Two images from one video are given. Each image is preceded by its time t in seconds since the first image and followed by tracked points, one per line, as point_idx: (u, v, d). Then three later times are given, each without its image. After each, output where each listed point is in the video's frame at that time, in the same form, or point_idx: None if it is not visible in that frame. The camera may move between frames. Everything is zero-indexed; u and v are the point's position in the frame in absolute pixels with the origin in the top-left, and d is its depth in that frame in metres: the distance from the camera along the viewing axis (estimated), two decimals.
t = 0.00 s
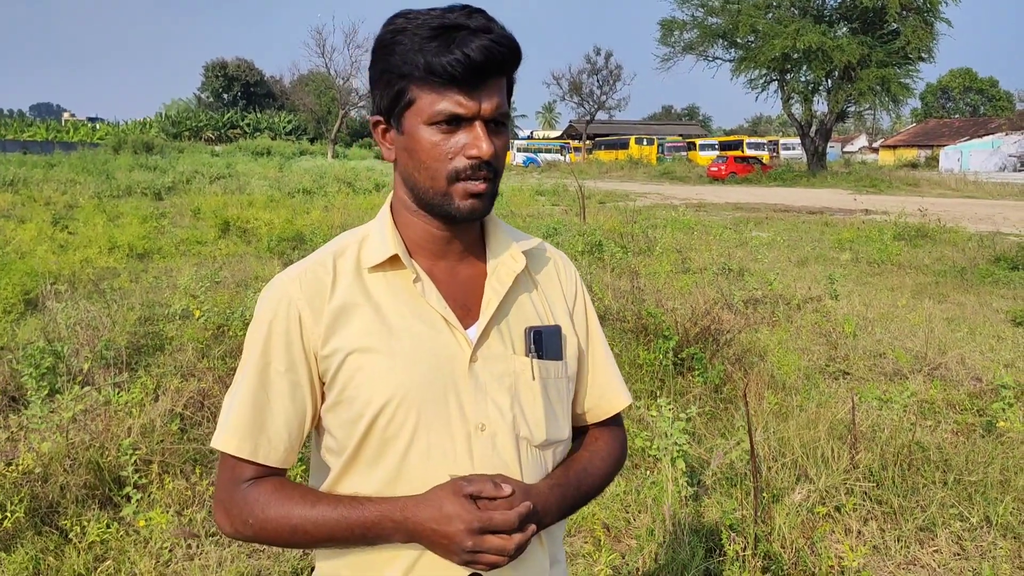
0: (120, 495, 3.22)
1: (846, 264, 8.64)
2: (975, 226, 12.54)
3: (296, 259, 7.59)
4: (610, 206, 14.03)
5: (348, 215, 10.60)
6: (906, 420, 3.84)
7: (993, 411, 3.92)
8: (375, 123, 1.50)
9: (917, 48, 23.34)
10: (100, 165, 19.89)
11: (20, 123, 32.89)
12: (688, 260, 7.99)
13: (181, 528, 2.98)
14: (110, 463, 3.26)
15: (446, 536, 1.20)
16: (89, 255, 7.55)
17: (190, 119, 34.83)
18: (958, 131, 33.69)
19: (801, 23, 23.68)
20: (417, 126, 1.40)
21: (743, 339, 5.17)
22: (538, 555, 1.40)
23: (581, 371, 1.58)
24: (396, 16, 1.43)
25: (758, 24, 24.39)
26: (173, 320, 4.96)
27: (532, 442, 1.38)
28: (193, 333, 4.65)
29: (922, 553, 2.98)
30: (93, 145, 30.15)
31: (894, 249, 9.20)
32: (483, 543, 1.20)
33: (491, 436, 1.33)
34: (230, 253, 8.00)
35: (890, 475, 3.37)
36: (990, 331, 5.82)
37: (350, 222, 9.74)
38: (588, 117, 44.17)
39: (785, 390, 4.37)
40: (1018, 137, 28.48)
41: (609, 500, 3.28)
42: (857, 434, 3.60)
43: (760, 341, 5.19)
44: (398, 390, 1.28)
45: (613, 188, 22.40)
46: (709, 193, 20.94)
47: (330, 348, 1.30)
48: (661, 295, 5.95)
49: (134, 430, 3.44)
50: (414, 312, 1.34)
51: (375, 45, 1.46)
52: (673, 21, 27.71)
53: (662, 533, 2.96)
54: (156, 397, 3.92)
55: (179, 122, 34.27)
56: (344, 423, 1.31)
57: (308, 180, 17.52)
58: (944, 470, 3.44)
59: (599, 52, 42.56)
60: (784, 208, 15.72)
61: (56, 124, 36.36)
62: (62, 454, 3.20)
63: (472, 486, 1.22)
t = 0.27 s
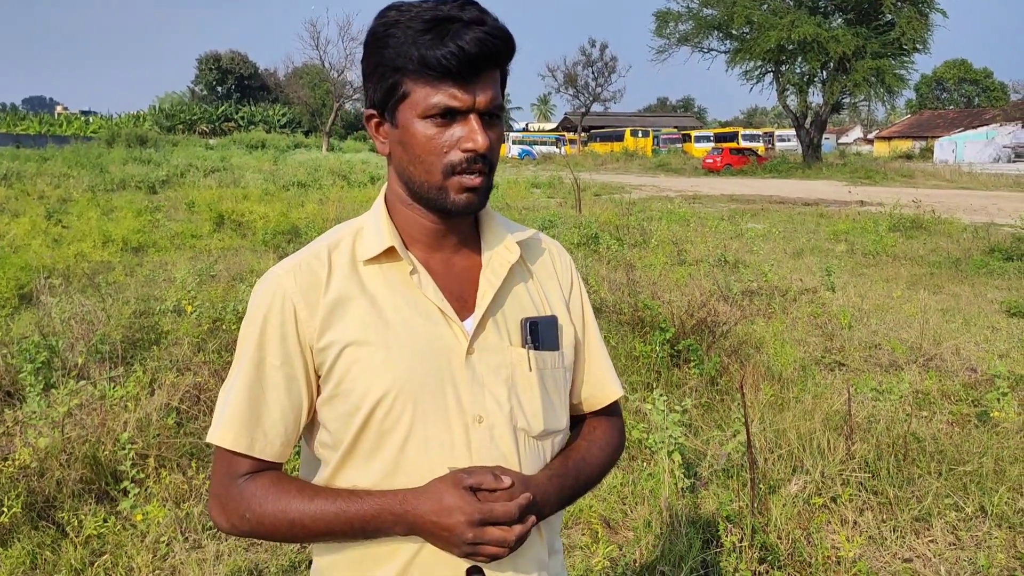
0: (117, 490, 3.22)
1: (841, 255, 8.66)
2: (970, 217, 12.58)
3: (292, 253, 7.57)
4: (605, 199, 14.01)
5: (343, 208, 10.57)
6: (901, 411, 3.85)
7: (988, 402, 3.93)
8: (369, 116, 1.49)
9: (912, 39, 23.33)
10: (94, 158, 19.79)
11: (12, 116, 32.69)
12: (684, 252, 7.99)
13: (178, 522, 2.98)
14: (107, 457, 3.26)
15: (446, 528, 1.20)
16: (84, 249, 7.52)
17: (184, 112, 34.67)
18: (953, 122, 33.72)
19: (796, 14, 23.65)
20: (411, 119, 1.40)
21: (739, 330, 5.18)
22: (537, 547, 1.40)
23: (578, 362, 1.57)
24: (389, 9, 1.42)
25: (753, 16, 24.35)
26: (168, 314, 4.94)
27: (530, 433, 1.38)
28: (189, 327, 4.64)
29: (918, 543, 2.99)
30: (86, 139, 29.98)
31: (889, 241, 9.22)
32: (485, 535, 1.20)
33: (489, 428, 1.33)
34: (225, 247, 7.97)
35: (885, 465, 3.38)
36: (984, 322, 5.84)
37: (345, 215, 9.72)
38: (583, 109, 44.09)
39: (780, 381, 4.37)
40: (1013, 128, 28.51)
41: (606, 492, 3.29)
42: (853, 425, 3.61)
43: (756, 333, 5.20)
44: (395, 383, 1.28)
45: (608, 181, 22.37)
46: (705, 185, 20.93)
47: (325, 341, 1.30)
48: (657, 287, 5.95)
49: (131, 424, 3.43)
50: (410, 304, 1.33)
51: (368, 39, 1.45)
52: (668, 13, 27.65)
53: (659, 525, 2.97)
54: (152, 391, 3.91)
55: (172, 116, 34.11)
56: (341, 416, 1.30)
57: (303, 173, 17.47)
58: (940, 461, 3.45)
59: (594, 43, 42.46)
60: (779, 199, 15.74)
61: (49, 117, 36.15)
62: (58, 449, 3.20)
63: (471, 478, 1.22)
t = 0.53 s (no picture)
0: (115, 487, 3.22)
1: (838, 250, 8.66)
2: (967, 212, 12.58)
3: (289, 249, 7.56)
4: (602, 194, 14.00)
5: (340, 204, 10.56)
6: (898, 406, 3.85)
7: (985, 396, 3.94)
8: (360, 114, 1.48)
9: (908, 34, 23.31)
10: (90, 155, 19.74)
11: (8, 113, 32.60)
12: (682, 247, 8.00)
13: (175, 519, 2.98)
14: (104, 454, 3.25)
15: (441, 524, 1.20)
16: (81, 247, 7.50)
17: (180, 109, 34.59)
18: (950, 117, 33.71)
19: (793, 9, 23.63)
20: (403, 116, 1.39)
21: (736, 325, 5.18)
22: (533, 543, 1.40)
23: (572, 356, 1.57)
24: (378, 6, 1.41)
25: (750, 11, 24.32)
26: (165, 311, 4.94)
27: (525, 427, 1.38)
28: (185, 324, 4.64)
29: (915, 537, 3.00)
30: (83, 136, 29.91)
31: (886, 236, 9.22)
32: (480, 530, 1.20)
33: (483, 423, 1.33)
34: (222, 243, 7.96)
35: (882, 460, 3.38)
36: (981, 316, 5.84)
37: (342, 211, 9.71)
38: (580, 105, 44.04)
39: (777, 376, 4.38)
40: (1009, 122, 28.52)
41: (604, 487, 3.29)
42: (850, 420, 3.62)
43: (753, 328, 5.20)
44: (388, 379, 1.28)
45: (605, 176, 22.36)
46: (702, 180, 20.94)
47: (318, 338, 1.30)
48: (654, 282, 5.95)
49: (128, 422, 3.43)
50: (403, 300, 1.33)
51: (357, 36, 1.44)
52: (665, 8, 27.60)
53: (657, 520, 2.97)
54: (149, 387, 3.91)
55: (169, 112, 34.04)
56: (334, 412, 1.30)
57: (300, 169, 17.44)
58: (937, 455, 3.46)
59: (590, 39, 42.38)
60: (776, 195, 15.73)
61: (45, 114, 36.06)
62: (56, 446, 3.20)
63: (467, 473, 1.22)
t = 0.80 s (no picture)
0: (113, 486, 3.21)
1: (837, 248, 8.66)
2: (965, 209, 12.59)
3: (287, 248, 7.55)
4: (601, 192, 14.00)
5: (339, 203, 10.55)
6: (897, 403, 3.85)
7: (985, 393, 3.94)
8: (356, 119, 1.48)
9: (906, 32, 23.30)
10: (88, 154, 19.71)
11: (6, 113, 32.55)
12: (680, 245, 8.00)
13: (174, 518, 2.97)
14: (102, 454, 3.25)
15: (427, 521, 1.20)
16: (79, 246, 7.50)
17: (179, 108, 34.57)
18: (948, 115, 33.71)
19: (792, 7, 23.61)
20: (401, 119, 1.39)
21: (735, 323, 5.18)
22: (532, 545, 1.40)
23: (570, 354, 1.56)
24: (364, 8, 1.40)
25: (748, 9, 24.31)
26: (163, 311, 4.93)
27: (522, 426, 1.37)
28: (184, 323, 4.63)
29: (913, 535, 3.00)
30: (81, 135, 29.90)
31: (884, 233, 9.22)
32: (466, 529, 1.19)
33: (481, 421, 1.33)
34: (220, 242, 7.95)
35: (881, 458, 3.39)
36: (980, 314, 5.84)
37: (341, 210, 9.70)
38: (579, 103, 44.01)
39: (777, 373, 4.38)
40: (1008, 120, 28.52)
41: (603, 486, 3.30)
42: (849, 417, 3.62)
43: (752, 326, 5.20)
44: (387, 377, 1.27)
45: (603, 174, 22.36)
46: (700, 178, 20.94)
47: (316, 336, 1.29)
48: (653, 280, 5.95)
49: (126, 421, 3.43)
50: (402, 298, 1.33)
51: (346, 39, 1.43)
52: (663, 6, 27.59)
53: (656, 518, 2.97)
54: (147, 387, 3.90)
55: (167, 111, 34.02)
56: (331, 411, 1.30)
57: (298, 168, 17.42)
58: (936, 452, 3.46)
59: (588, 37, 42.36)
60: (775, 192, 15.73)
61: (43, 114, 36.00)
62: (54, 446, 3.19)
63: (461, 473, 1.22)
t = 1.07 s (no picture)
0: (113, 488, 3.21)
1: (837, 248, 8.66)
2: (966, 209, 12.59)
3: (288, 249, 7.56)
4: (601, 193, 14.02)
5: (339, 204, 10.56)
6: (898, 404, 3.85)
7: (985, 394, 3.94)
8: (355, 142, 1.49)
9: (906, 32, 23.31)
10: (89, 155, 19.73)
11: (6, 114, 32.57)
12: (681, 246, 8.00)
13: (174, 520, 2.97)
14: (103, 455, 3.25)
15: (434, 514, 1.19)
16: (79, 247, 7.50)
17: (179, 109, 34.59)
18: (948, 115, 33.71)
19: (791, 7, 23.62)
20: (396, 142, 1.39)
21: (735, 324, 5.18)
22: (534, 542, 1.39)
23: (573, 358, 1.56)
24: (340, 31, 1.39)
25: (748, 9, 24.32)
26: (163, 312, 4.93)
27: (527, 429, 1.38)
28: (184, 324, 4.63)
29: (914, 536, 3.00)
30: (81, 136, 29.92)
31: (885, 234, 9.23)
32: (473, 516, 1.19)
33: (487, 423, 1.33)
34: (221, 243, 7.96)
35: (882, 458, 3.38)
36: (980, 314, 5.84)
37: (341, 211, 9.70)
38: (579, 104, 44.03)
39: (777, 374, 4.38)
40: (1008, 120, 28.53)
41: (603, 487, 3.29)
42: (849, 418, 3.61)
43: (753, 327, 5.20)
44: (394, 377, 1.27)
45: (603, 175, 22.36)
46: (701, 179, 20.94)
47: (324, 335, 1.29)
48: (653, 281, 5.95)
49: (126, 422, 3.43)
50: (409, 300, 1.33)
51: (328, 66, 1.43)
52: (663, 7, 27.60)
53: (656, 520, 2.97)
54: (147, 388, 3.90)
55: (167, 112, 34.05)
56: (338, 410, 1.30)
57: (298, 168, 17.43)
58: (937, 453, 3.46)
59: (588, 38, 42.38)
60: (775, 193, 15.72)
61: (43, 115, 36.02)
62: (54, 447, 3.20)
63: (468, 463, 1.21)
